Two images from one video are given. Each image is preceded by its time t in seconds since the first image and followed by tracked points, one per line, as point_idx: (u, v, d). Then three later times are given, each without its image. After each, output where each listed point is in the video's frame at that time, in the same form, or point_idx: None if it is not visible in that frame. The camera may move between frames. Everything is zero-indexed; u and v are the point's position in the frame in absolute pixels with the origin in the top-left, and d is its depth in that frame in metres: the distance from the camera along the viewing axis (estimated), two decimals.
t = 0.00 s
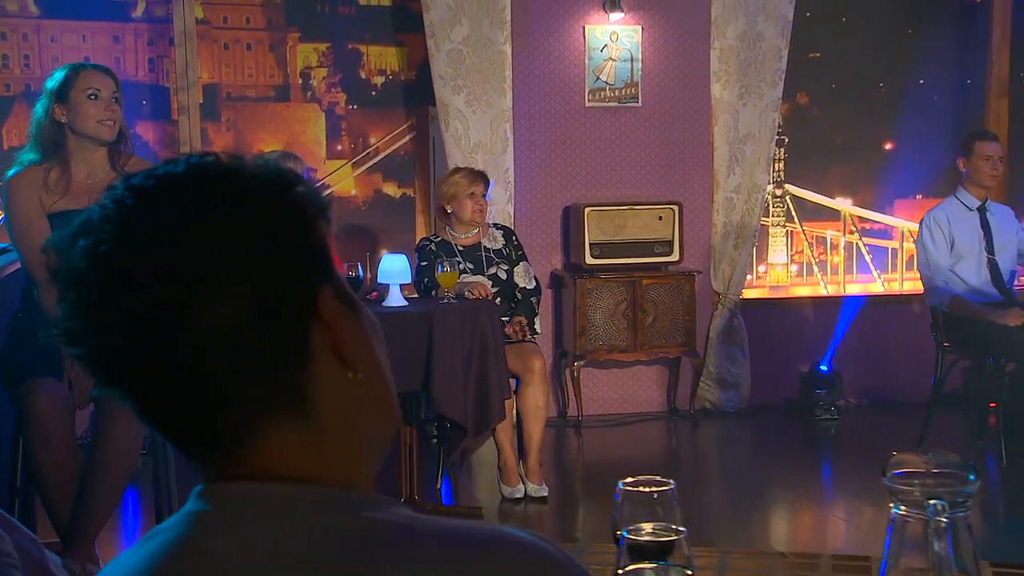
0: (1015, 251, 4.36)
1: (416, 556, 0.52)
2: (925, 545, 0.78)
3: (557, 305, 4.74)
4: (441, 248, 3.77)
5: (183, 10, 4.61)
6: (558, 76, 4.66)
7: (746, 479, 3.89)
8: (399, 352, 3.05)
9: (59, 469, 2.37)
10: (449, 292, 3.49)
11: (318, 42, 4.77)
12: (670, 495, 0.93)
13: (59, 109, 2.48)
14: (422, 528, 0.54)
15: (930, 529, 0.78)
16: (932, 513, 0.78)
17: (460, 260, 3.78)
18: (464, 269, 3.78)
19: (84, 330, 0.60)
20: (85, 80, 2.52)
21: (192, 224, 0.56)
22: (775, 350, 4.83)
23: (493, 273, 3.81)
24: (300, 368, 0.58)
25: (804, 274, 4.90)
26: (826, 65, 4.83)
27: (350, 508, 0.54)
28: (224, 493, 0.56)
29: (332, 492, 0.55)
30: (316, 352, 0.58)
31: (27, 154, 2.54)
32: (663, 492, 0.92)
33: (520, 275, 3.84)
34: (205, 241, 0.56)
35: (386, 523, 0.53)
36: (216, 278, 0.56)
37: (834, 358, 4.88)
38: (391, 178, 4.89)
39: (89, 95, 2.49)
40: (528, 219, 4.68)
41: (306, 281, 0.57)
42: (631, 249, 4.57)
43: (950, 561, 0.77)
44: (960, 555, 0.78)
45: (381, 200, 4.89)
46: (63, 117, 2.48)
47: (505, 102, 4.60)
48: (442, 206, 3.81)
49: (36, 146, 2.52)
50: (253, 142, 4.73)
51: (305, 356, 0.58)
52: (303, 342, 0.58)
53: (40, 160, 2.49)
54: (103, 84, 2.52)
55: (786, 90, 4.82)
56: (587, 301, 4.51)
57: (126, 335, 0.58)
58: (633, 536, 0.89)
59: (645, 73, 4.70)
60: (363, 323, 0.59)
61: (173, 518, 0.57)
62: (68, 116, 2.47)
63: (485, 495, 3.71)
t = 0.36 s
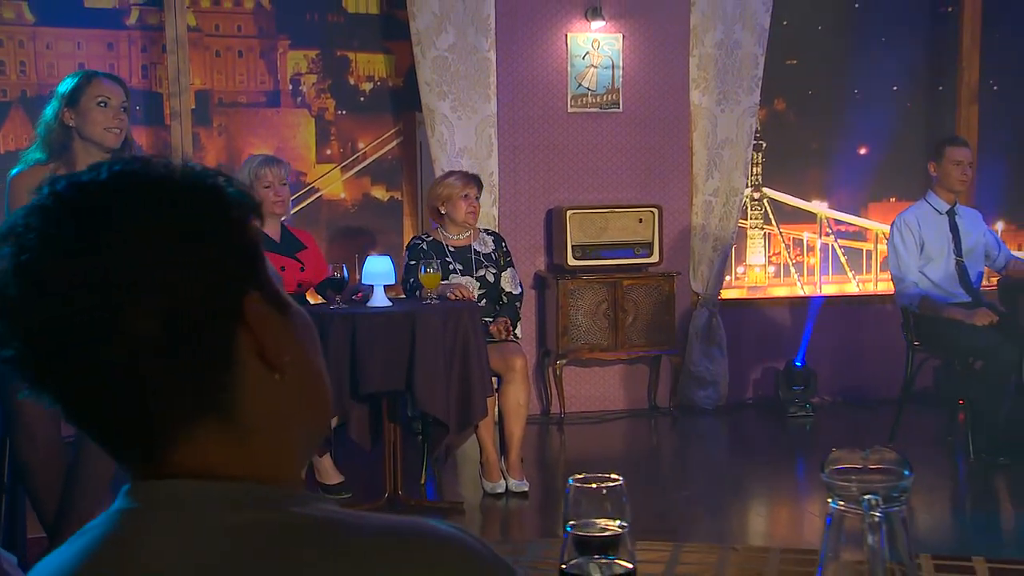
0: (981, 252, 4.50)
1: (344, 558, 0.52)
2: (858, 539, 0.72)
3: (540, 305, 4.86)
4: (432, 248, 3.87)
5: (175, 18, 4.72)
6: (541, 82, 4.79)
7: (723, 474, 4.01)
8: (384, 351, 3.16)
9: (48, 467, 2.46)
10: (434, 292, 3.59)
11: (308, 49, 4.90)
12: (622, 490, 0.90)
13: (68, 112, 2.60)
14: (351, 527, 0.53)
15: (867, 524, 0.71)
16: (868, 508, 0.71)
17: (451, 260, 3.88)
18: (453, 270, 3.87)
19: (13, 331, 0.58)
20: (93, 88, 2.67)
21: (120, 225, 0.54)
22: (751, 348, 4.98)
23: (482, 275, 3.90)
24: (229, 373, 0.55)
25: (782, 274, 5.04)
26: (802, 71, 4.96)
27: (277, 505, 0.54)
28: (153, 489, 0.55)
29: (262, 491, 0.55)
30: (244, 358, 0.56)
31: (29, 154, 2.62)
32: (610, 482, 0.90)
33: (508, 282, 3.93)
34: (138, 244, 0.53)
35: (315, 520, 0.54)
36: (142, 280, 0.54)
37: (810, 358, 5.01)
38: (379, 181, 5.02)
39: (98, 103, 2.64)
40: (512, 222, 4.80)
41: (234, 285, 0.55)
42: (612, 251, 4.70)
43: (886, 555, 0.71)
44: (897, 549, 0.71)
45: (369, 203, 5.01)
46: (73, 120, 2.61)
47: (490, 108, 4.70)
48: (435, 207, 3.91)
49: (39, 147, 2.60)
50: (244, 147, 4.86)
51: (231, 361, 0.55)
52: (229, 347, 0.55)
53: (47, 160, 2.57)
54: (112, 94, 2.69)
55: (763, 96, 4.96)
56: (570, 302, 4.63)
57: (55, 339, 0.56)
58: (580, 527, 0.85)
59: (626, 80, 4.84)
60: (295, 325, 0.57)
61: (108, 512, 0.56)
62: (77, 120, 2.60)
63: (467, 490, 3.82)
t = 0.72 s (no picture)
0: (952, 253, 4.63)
1: (277, 552, 0.53)
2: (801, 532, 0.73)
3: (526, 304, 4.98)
4: (429, 247, 3.89)
5: (168, 25, 4.80)
6: (526, 87, 4.92)
7: (702, 469, 4.14)
8: (369, 349, 3.28)
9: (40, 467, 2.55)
10: (419, 293, 3.70)
11: (300, 55, 5.02)
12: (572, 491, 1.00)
13: (62, 118, 2.74)
14: (285, 522, 0.55)
15: (809, 517, 0.73)
16: (810, 501, 0.73)
17: (447, 261, 3.90)
18: (449, 270, 3.90)
19: None
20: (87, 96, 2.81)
21: (61, 230, 0.56)
22: (731, 347, 5.13)
23: (474, 278, 3.94)
24: (167, 372, 0.57)
25: (762, 275, 5.18)
26: (780, 77, 5.10)
27: (211, 501, 0.55)
28: (89, 484, 0.56)
29: (198, 487, 0.56)
30: (181, 359, 0.58)
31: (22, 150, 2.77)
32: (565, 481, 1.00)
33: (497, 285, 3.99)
34: (83, 245, 0.55)
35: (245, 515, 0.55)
36: (84, 283, 0.55)
37: (789, 356, 5.14)
38: (369, 184, 5.14)
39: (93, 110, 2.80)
40: (498, 224, 4.93)
41: (174, 288, 0.57)
42: (595, 253, 4.83)
43: (826, 547, 0.72)
44: (837, 539, 0.72)
45: (359, 206, 5.14)
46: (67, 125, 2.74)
47: (477, 113, 4.84)
48: (438, 206, 3.95)
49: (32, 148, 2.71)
50: (237, 150, 4.98)
51: (169, 361, 0.57)
52: (169, 348, 0.57)
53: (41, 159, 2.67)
54: (104, 101, 2.84)
55: (742, 101, 5.10)
56: (554, 302, 4.75)
57: None
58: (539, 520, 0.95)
59: (609, 86, 4.97)
60: (234, 327, 0.59)
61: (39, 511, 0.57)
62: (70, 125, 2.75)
63: (453, 485, 3.93)
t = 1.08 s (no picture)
0: (928, 253, 4.73)
1: (233, 552, 0.55)
2: (746, 523, 0.82)
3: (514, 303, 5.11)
4: (420, 247, 4.01)
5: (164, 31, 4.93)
6: (514, 92, 5.04)
7: (684, 464, 4.26)
8: (357, 347, 3.41)
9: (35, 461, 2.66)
10: (407, 292, 3.82)
11: (293, 61, 5.14)
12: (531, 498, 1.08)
13: (39, 118, 2.70)
14: (236, 519, 0.56)
15: (758, 510, 0.82)
16: (758, 495, 0.82)
17: (437, 261, 4.03)
18: (439, 270, 4.02)
19: None
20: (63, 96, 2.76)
21: (7, 233, 0.56)
22: (714, 344, 5.26)
23: (463, 278, 4.06)
24: (115, 375, 0.58)
25: (744, 275, 5.30)
26: (762, 82, 5.23)
27: (158, 497, 0.56)
28: (35, 481, 0.56)
29: (149, 483, 0.57)
30: (129, 361, 0.58)
31: None
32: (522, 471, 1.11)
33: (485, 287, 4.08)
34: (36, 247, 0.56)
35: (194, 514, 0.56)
36: (33, 285, 0.56)
37: (772, 354, 5.27)
38: (362, 187, 5.27)
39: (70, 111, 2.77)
40: (487, 225, 5.04)
41: (123, 290, 0.57)
42: (581, 253, 4.96)
43: (776, 539, 0.81)
44: (785, 532, 0.81)
45: (351, 207, 5.26)
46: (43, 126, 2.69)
47: (466, 117, 4.95)
48: (432, 208, 4.06)
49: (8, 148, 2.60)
50: (232, 153, 5.10)
51: (116, 363, 0.58)
52: (120, 349, 0.58)
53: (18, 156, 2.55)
54: (81, 102, 2.83)
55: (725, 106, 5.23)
56: (541, 301, 4.87)
57: None
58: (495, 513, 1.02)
59: (595, 90, 5.10)
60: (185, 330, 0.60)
61: None
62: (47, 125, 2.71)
63: (441, 479, 4.05)
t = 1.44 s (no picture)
0: (903, 254, 4.88)
1: (167, 550, 0.56)
2: (694, 520, 0.78)
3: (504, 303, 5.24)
4: (405, 249, 4.15)
5: (161, 38, 5.09)
6: (504, 97, 5.17)
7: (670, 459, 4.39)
8: (348, 346, 3.54)
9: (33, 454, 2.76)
10: (397, 292, 3.96)
11: (288, 67, 5.28)
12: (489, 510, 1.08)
13: (10, 124, 3.31)
14: (175, 514, 0.58)
15: (707, 503, 0.77)
16: (708, 489, 0.77)
17: (423, 262, 4.17)
18: (425, 271, 4.17)
19: None
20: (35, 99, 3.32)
21: None
22: (699, 343, 5.40)
23: (449, 278, 4.20)
24: (54, 374, 0.59)
25: (728, 275, 5.47)
26: (745, 88, 5.37)
27: (97, 495, 0.57)
28: None
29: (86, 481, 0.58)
30: (67, 361, 0.59)
31: None
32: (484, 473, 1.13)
33: (471, 286, 4.22)
34: None
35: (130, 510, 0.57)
36: None
37: (755, 353, 5.42)
38: (355, 190, 5.41)
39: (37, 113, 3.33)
40: (477, 227, 5.17)
41: (63, 291, 0.58)
42: (568, 254, 5.09)
43: (722, 529, 0.77)
44: (736, 524, 0.77)
45: (346, 210, 5.40)
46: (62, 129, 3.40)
47: (456, 121, 5.08)
48: (410, 212, 4.20)
49: None
50: (229, 156, 5.24)
51: (55, 362, 0.59)
52: (58, 350, 0.58)
53: None
54: (48, 104, 3.34)
55: (710, 111, 5.36)
56: (529, 300, 5.01)
57: None
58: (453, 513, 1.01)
59: (582, 96, 5.23)
60: (129, 331, 0.61)
61: None
62: (17, 131, 3.31)
63: (431, 474, 4.18)
